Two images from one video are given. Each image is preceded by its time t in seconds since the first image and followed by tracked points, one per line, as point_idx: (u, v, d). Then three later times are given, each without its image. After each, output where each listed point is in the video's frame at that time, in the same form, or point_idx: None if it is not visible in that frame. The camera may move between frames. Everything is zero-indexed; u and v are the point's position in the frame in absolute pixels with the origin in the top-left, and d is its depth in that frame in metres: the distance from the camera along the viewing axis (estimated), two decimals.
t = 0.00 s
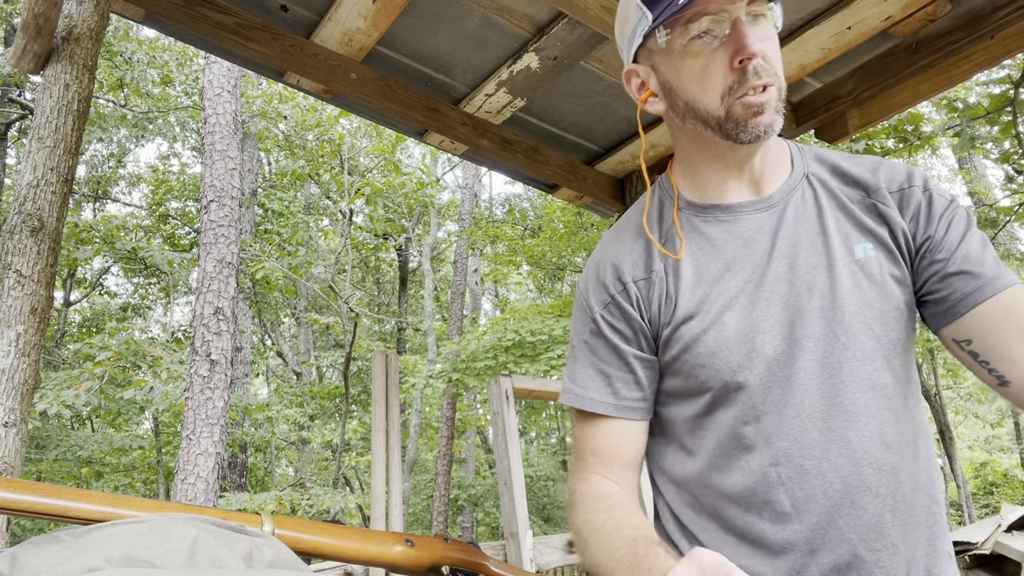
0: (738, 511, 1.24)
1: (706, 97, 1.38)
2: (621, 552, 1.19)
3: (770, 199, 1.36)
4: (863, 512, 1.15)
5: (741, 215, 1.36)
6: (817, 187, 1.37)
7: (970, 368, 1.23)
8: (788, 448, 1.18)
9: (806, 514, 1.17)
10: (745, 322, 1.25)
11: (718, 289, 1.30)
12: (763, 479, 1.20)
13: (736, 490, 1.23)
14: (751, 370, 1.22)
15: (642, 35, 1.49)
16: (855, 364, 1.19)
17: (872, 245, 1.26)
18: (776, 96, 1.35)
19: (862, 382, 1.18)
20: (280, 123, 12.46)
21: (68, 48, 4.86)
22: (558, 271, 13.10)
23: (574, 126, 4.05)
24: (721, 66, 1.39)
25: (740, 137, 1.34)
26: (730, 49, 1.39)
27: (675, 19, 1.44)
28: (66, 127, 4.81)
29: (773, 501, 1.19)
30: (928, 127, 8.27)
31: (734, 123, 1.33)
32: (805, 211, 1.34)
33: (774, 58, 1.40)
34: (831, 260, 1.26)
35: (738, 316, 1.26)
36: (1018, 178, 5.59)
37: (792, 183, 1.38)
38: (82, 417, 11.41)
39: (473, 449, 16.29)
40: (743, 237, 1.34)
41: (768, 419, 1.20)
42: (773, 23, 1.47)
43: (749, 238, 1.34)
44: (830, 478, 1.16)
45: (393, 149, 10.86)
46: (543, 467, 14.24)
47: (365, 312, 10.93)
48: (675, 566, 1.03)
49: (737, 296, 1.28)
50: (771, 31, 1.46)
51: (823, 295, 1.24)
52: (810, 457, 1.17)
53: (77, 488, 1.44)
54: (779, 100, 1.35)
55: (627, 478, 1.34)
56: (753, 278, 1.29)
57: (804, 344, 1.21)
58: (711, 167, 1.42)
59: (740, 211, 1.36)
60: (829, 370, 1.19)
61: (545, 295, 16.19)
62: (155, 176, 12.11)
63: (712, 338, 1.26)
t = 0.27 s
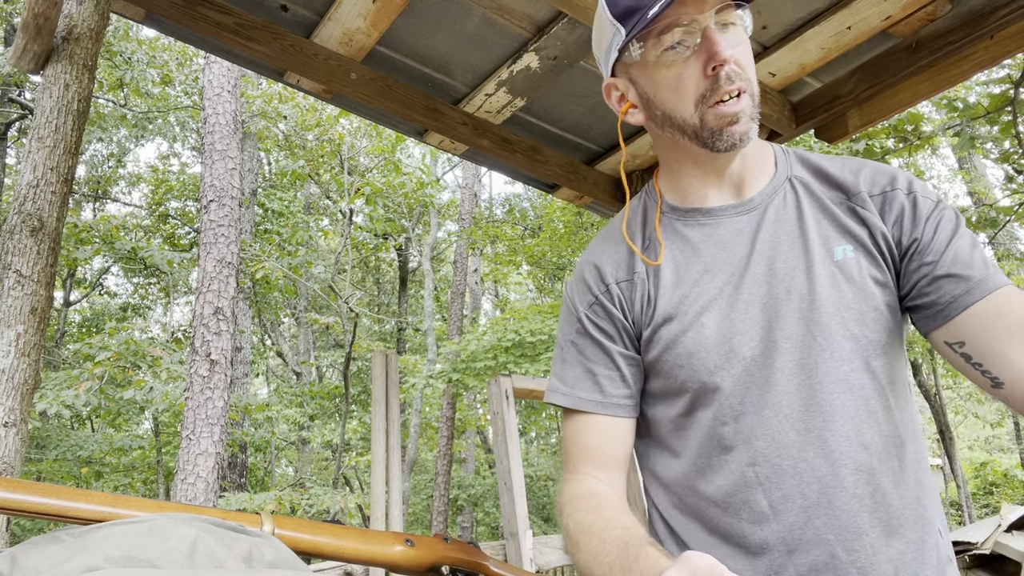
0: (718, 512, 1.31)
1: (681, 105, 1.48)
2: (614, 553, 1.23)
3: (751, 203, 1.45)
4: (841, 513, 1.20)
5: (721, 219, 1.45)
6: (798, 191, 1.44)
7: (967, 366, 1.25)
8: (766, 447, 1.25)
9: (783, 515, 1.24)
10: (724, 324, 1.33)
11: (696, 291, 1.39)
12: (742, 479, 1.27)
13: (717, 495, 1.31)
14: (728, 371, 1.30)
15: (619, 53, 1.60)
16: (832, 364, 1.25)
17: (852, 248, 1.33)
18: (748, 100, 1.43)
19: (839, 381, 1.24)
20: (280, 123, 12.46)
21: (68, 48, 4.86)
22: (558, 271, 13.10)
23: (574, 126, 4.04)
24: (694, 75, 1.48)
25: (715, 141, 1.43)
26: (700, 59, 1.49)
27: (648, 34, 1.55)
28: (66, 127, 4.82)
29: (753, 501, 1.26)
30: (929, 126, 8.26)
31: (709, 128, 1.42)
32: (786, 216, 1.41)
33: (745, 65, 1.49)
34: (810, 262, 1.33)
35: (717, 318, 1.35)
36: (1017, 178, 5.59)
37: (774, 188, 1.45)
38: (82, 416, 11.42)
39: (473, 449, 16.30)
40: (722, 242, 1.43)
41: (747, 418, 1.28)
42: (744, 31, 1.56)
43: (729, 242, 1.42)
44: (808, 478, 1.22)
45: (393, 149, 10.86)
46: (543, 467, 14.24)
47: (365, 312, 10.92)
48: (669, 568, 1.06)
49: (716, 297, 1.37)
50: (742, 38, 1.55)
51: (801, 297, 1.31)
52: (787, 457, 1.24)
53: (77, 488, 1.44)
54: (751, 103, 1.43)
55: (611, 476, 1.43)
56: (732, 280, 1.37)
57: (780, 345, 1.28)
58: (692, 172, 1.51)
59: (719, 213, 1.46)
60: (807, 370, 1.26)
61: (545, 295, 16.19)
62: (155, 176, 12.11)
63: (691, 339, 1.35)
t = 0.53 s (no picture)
0: (709, 515, 1.33)
1: (665, 108, 1.48)
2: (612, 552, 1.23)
3: (737, 205, 1.47)
4: (830, 513, 1.22)
5: (706, 221, 1.48)
6: (783, 192, 1.46)
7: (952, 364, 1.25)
8: (754, 449, 1.27)
9: (772, 518, 1.26)
10: (710, 327, 1.35)
11: (683, 295, 1.41)
12: (731, 482, 1.29)
13: (705, 497, 1.33)
14: (717, 372, 1.32)
15: (601, 53, 1.60)
16: (818, 365, 1.27)
17: (836, 248, 1.34)
18: (730, 105, 1.44)
19: (824, 382, 1.26)
20: (279, 123, 12.46)
21: (67, 47, 4.86)
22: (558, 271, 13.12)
23: (574, 126, 4.04)
24: (676, 79, 1.49)
25: (700, 146, 1.44)
26: (681, 63, 1.49)
27: (628, 38, 1.55)
28: (66, 127, 4.81)
29: (743, 503, 1.28)
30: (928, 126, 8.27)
31: (693, 132, 1.43)
32: (771, 218, 1.43)
33: (726, 69, 1.50)
34: (795, 264, 1.34)
35: (703, 320, 1.36)
36: (1017, 178, 5.60)
37: (758, 189, 1.48)
38: (82, 416, 11.43)
39: (473, 449, 16.31)
40: (709, 245, 1.45)
41: (735, 419, 1.30)
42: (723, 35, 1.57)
43: (715, 245, 1.44)
44: (796, 480, 1.24)
45: (393, 149, 10.86)
46: (543, 467, 14.25)
47: (365, 312, 10.92)
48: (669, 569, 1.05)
49: (703, 300, 1.39)
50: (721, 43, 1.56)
51: (787, 299, 1.33)
52: (775, 459, 1.26)
53: (77, 488, 1.44)
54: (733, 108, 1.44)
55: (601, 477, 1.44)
56: (718, 283, 1.39)
57: (767, 347, 1.31)
58: (678, 174, 1.52)
59: (704, 216, 1.48)
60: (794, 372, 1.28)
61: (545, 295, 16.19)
62: (155, 176, 12.11)
63: (678, 341, 1.37)
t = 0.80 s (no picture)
0: (710, 515, 1.34)
1: (631, 136, 1.52)
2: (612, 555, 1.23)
3: (734, 209, 1.47)
4: (829, 513, 1.23)
5: (705, 225, 1.48)
6: (783, 196, 1.46)
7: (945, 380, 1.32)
8: (756, 450, 1.27)
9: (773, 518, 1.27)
10: (711, 329, 1.35)
11: (682, 298, 1.42)
12: (732, 482, 1.29)
13: (706, 497, 1.33)
14: (717, 373, 1.32)
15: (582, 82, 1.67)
16: (819, 367, 1.27)
17: (836, 251, 1.35)
18: (689, 127, 1.43)
19: (825, 383, 1.26)
20: (279, 123, 12.46)
21: (68, 47, 4.86)
22: (558, 271, 13.12)
23: (574, 126, 4.05)
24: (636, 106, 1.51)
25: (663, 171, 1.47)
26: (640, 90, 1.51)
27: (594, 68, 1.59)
28: (66, 127, 4.82)
29: (744, 503, 1.29)
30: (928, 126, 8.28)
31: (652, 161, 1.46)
32: (772, 219, 1.44)
33: (689, 87, 1.48)
34: (795, 267, 1.35)
35: (703, 323, 1.37)
36: (1017, 178, 5.60)
37: (758, 192, 1.48)
38: (82, 416, 11.43)
39: (473, 449, 16.31)
40: (710, 248, 1.45)
41: (737, 421, 1.30)
42: (696, 45, 1.53)
43: (715, 248, 1.45)
44: (796, 479, 1.25)
45: (393, 149, 10.86)
46: (543, 467, 14.26)
47: (365, 312, 10.92)
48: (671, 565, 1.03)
49: (704, 303, 1.39)
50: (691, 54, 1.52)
51: (787, 301, 1.33)
52: (776, 459, 1.26)
53: (77, 488, 1.44)
54: (693, 130, 1.43)
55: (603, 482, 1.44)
56: (718, 286, 1.40)
57: (769, 349, 1.30)
58: (658, 192, 1.56)
59: (702, 221, 1.48)
60: (795, 375, 1.27)
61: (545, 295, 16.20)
62: (155, 176, 12.10)
63: (679, 343, 1.37)
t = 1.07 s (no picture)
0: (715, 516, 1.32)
1: (652, 132, 1.56)
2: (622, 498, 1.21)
3: (748, 212, 1.50)
4: (841, 512, 1.24)
5: (720, 225, 1.50)
6: (796, 201, 1.51)
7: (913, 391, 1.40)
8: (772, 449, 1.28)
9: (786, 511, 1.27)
10: (728, 326, 1.36)
11: (698, 295, 1.42)
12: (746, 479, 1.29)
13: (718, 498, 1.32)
14: (734, 372, 1.32)
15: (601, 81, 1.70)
16: (836, 366, 1.29)
17: (848, 257, 1.40)
18: (714, 127, 1.48)
19: (843, 382, 1.28)
20: (279, 123, 12.48)
21: (68, 47, 4.86)
22: (558, 271, 13.14)
23: (574, 127, 4.05)
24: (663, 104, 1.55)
25: (685, 168, 1.49)
26: (666, 88, 1.56)
27: (616, 66, 1.63)
28: (66, 127, 4.82)
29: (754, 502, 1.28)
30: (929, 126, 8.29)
31: (677, 156, 1.49)
32: (783, 224, 1.48)
33: (714, 90, 1.54)
34: (811, 268, 1.39)
35: (720, 321, 1.38)
36: (1017, 178, 5.61)
37: (770, 197, 1.52)
38: (82, 416, 11.45)
39: (473, 449, 16.32)
40: (724, 248, 1.47)
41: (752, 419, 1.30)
42: (717, 52, 1.61)
43: (731, 248, 1.47)
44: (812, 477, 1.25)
45: (393, 149, 10.87)
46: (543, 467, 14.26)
47: (365, 312, 10.92)
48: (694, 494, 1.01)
49: (721, 302, 1.40)
50: (714, 59, 1.59)
51: (805, 300, 1.35)
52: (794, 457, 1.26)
53: (77, 488, 1.44)
54: (718, 130, 1.48)
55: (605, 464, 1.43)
56: (734, 286, 1.41)
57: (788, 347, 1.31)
58: (673, 191, 1.58)
59: (718, 222, 1.50)
60: (812, 374, 1.29)
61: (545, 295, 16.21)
62: (155, 176, 12.11)
63: (695, 340, 1.37)
